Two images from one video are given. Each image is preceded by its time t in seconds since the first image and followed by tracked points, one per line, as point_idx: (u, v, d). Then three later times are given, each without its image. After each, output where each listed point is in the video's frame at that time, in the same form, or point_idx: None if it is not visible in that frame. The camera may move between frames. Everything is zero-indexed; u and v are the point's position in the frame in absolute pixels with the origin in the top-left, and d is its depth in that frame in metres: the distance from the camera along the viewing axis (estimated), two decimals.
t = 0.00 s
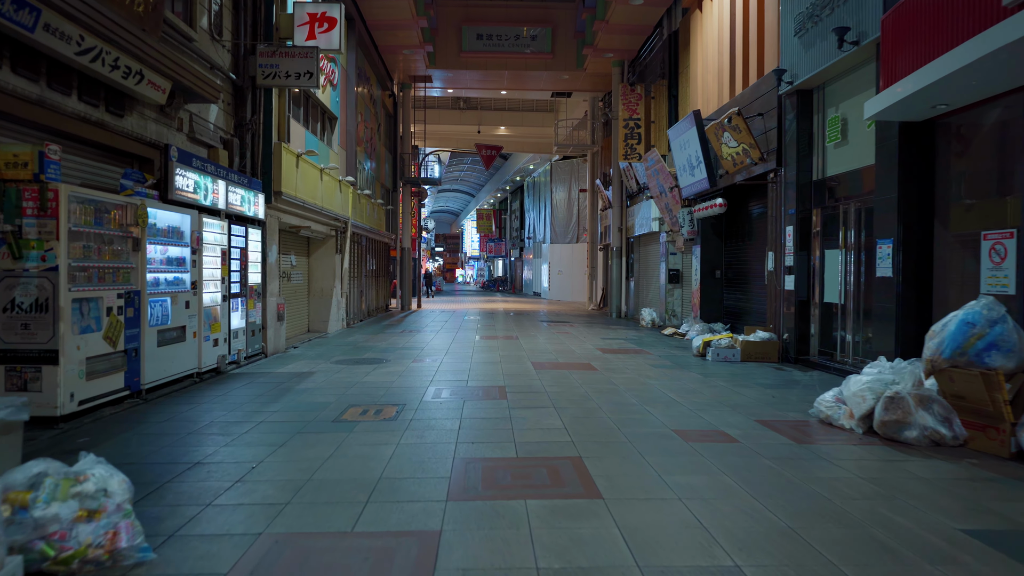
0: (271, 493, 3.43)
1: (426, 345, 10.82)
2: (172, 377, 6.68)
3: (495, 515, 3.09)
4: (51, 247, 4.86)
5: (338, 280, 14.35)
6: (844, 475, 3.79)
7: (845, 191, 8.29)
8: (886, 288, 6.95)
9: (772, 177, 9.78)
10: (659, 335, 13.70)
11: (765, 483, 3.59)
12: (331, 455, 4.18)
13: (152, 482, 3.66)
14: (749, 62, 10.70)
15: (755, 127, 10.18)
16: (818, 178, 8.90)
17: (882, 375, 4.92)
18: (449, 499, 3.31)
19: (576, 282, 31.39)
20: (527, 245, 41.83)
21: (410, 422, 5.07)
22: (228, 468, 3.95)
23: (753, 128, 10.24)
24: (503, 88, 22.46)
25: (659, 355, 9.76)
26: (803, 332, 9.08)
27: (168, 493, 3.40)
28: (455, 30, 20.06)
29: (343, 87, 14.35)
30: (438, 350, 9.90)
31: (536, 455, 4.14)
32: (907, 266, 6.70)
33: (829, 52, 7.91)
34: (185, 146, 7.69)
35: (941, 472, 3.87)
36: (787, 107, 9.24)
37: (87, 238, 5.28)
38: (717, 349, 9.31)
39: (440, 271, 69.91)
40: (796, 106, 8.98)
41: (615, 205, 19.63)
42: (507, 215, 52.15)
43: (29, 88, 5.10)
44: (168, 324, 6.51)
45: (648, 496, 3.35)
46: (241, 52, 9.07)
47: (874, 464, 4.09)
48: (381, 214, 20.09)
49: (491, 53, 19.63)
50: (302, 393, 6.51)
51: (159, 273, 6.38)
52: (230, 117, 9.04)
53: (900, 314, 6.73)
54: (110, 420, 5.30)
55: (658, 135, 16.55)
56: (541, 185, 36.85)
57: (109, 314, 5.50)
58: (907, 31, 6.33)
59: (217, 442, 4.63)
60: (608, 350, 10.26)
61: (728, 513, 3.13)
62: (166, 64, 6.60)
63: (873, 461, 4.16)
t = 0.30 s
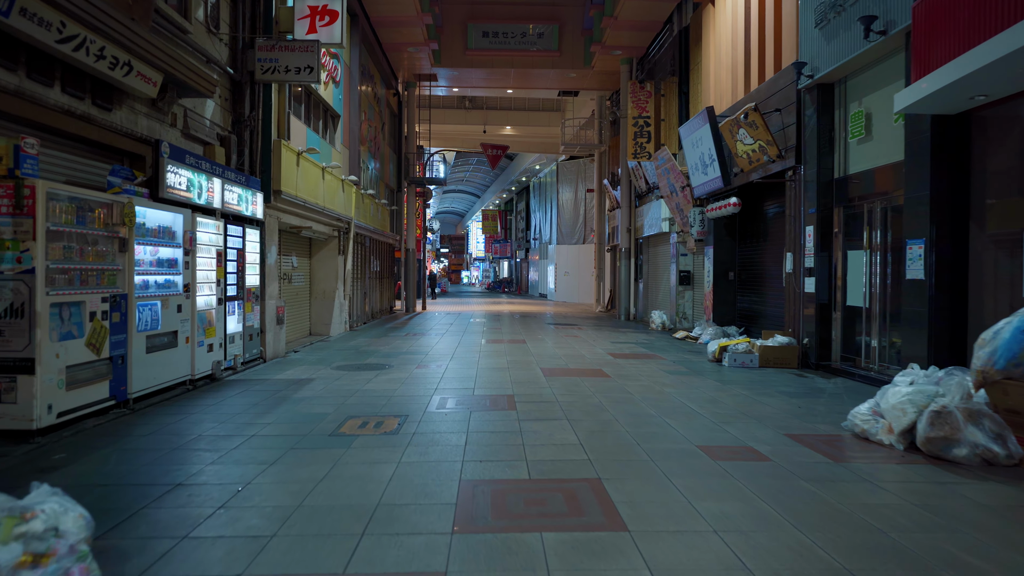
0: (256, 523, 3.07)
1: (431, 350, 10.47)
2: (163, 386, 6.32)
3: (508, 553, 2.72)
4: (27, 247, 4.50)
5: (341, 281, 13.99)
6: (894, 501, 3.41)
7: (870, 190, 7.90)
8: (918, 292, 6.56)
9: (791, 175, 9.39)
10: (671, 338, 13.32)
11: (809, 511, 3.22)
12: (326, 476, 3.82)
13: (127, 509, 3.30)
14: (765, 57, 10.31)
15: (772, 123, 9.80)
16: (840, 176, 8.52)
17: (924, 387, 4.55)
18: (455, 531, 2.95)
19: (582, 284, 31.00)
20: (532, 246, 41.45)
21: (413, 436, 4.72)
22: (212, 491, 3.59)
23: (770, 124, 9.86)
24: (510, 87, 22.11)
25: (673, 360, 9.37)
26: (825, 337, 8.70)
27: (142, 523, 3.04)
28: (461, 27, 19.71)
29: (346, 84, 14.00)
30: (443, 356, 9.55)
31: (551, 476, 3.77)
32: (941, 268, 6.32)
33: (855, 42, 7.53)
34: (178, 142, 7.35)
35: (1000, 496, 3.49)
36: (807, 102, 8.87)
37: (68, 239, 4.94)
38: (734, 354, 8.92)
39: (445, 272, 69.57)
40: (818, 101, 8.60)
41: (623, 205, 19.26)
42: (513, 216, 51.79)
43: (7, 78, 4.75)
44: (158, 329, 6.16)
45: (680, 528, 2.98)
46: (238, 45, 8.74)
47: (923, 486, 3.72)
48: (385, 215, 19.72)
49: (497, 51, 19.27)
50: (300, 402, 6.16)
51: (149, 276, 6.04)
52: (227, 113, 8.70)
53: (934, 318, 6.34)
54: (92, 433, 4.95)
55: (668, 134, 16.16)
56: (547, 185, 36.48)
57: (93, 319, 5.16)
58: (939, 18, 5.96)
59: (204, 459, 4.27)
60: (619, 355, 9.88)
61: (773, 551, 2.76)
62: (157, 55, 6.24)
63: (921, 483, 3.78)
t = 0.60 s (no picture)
0: (230, 554, 2.68)
1: (434, 349, 10.09)
2: (147, 389, 5.93)
3: None
4: None
5: (342, 278, 13.61)
6: (956, 527, 3.01)
7: (897, 182, 7.48)
8: (953, 289, 6.14)
9: (811, 167, 8.97)
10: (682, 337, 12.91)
11: (861, 541, 2.82)
12: (313, 494, 3.42)
13: (87, 534, 2.91)
14: (782, 44, 9.89)
15: (791, 113, 9.38)
16: (863, 167, 8.10)
17: (974, 394, 4.15)
18: (457, 568, 2.55)
19: (589, 281, 30.60)
20: (538, 243, 41.06)
21: (412, 446, 4.32)
22: (185, 512, 3.20)
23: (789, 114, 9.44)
24: (515, 80, 21.71)
25: (686, 360, 8.97)
26: (847, 337, 8.28)
27: (101, 554, 2.67)
28: (466, 19, 19.30)
29: (347, 75, 13.62)
30: (447, 356, 9.15)
31: (566, 494, 3.38)
32: (979, 265, 5.90)
33: (884, 24, 7.11)
34: (167, 131, 6.97)
35: None
36: (828, 90, 8.44)
37: (39, 230, 4.57)
38: (752, 354, 8.52)
39: (449, 270, 69.26)
40: (840, 89, 8.18)
41: (632, 201, 18.85)
42: (518, 213, 51.39)
43: None
44: (142, 329, 5.78)
45: (717, 564, 2.59)
46: (232, 31, 8.36)
47: (982, 507, 3.32)
48: (388, 210, 19.34)
49: (503, 43, 18.86)
50: (293, 407, 5.77)
51: (132, 271, 5.65)
52: (221, 102, 8.32)
53: (971, 318, 5.92)
54: (65, 441, 4.56)
55: (678, 127, 15.75)
56: (553, 181, 36.06)
57: (68, 318, 4.78)
58: None
59: (182, 472, 3.88)
60: (630, 355, 9.47)
61: None
62: (141, 36, 5.84)
63: (980, 503, 3.38)
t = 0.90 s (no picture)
0: None
1: (439, 352, 9.71)
2: (133, 396, 5.56)
3: None
4: None
5: (344, 279, 13.23)
6: None
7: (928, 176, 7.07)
8: (995, 290, 5.73)
9: (833, 162, 8.56)
10: (695, 340, 12.49)
11: None
12: (301, 522, 3.03)
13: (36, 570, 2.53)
14: (802, 34, 9.47)
15: (812, 106, 8.97)
16: (890, 161, 7.68)
17: None
18: None
19: (596, 282, 30.19)
20: (544, 243, 40.66)
21: (413, 462, 3.93)
22: (154, 542, 2.81)
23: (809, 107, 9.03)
24: (521, 77, 21.33)
25: (703, 365, 8.57)
26: (873, 340, 7.85)
27: None
28: (471, 15, 18.92)
29: (350, 70, 13.25)
30: (451, 360, 8.77)
31: (586, 522, 2.98)
32: None
33: (917, 9, 6.70)
34: (156, 123, 6.58)
35: None
36: (853, 81, 8.03)
37: (8, 225, 4.20)
38: (772, 358, 8.12)
39: (454, 271, 68.90)
40: (867, 80, 7.77)
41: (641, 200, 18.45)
42: (524, 213, 51.00)
43: None
44: (126, 332, 5.40)
45: None
46: (228, 20, 7.98)
47: None
48: (392, 209, 18.95)
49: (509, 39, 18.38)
50: (287, 416, 5.38)
51: (115, 270, 5.27)
52: (216, 94, 7.94)
53: (1016, 322, 5.51)
54: (36, 455, 4.18)
55: (690, 123, 15.34)
56: (559, 181, 35.67)
57: (40, 321, 4.39)
58: None
59: (158, 493, 3.49)
60: (644, 359, 9.06)
61: None
62: (125, 20, 5.45)
63: None
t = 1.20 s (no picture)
0: None
1: (442, 354, 9.32)
2: (113, 405, 5.18)
3: None
4: None
5: (345, 277, 12.86)
6: None
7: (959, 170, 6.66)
8: None
9: (856, 156, 8.15)
10: (706, 341, 12.09)
11: None
12: (282, 559, 2.64)
13: None
14: (821, 22, 9.06)
15: (833, 97, 8.56)
16: (918, 155, 7.26)
17: None
18: None
19: (602, 281, 29.77)
20: (549, 241, 40.27)
21: (412, 484, 3.53)
22: None
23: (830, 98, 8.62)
24: (526, 72, 20.95)
25: (718, 369, 8.17)
26: (899, 344, 7.43)
27: None
28: (475, 9, 18.54)
29: (350, 62, 12.87)
30: (454, 363, 8.40)
31: (608, 560, 2.59)
32: None
33: None
34: (142, 113, 6.19)
35: None
36: (878, 70, 7.62)
37: None
38: (792, 362, 7.73)
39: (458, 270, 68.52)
40: (893, 68, 7.36)
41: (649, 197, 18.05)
42: (528, 211, 50.58)
43: None
44: (105, 336, 5.02)
45: None
46: (221, 6, 7.59)
47: None
48: (396, 207, 18.57)
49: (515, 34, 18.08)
50: (277, 426, 4.99)
51: (92, 270, 4.89)
52: (208, 84, 7.55)
53: None
54: None
55: (700, 118, 14.92)
56: (564, 179, 35.24)
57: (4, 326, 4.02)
58: None
59: (126, 520, 3.11)
60: (656, 362, 8.66)
61: None
62: None
63: None
